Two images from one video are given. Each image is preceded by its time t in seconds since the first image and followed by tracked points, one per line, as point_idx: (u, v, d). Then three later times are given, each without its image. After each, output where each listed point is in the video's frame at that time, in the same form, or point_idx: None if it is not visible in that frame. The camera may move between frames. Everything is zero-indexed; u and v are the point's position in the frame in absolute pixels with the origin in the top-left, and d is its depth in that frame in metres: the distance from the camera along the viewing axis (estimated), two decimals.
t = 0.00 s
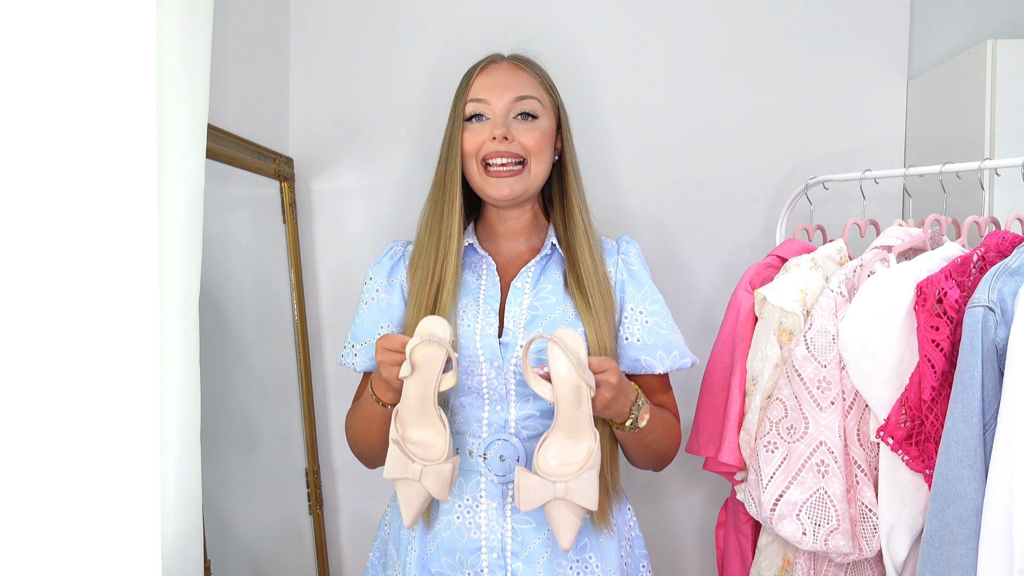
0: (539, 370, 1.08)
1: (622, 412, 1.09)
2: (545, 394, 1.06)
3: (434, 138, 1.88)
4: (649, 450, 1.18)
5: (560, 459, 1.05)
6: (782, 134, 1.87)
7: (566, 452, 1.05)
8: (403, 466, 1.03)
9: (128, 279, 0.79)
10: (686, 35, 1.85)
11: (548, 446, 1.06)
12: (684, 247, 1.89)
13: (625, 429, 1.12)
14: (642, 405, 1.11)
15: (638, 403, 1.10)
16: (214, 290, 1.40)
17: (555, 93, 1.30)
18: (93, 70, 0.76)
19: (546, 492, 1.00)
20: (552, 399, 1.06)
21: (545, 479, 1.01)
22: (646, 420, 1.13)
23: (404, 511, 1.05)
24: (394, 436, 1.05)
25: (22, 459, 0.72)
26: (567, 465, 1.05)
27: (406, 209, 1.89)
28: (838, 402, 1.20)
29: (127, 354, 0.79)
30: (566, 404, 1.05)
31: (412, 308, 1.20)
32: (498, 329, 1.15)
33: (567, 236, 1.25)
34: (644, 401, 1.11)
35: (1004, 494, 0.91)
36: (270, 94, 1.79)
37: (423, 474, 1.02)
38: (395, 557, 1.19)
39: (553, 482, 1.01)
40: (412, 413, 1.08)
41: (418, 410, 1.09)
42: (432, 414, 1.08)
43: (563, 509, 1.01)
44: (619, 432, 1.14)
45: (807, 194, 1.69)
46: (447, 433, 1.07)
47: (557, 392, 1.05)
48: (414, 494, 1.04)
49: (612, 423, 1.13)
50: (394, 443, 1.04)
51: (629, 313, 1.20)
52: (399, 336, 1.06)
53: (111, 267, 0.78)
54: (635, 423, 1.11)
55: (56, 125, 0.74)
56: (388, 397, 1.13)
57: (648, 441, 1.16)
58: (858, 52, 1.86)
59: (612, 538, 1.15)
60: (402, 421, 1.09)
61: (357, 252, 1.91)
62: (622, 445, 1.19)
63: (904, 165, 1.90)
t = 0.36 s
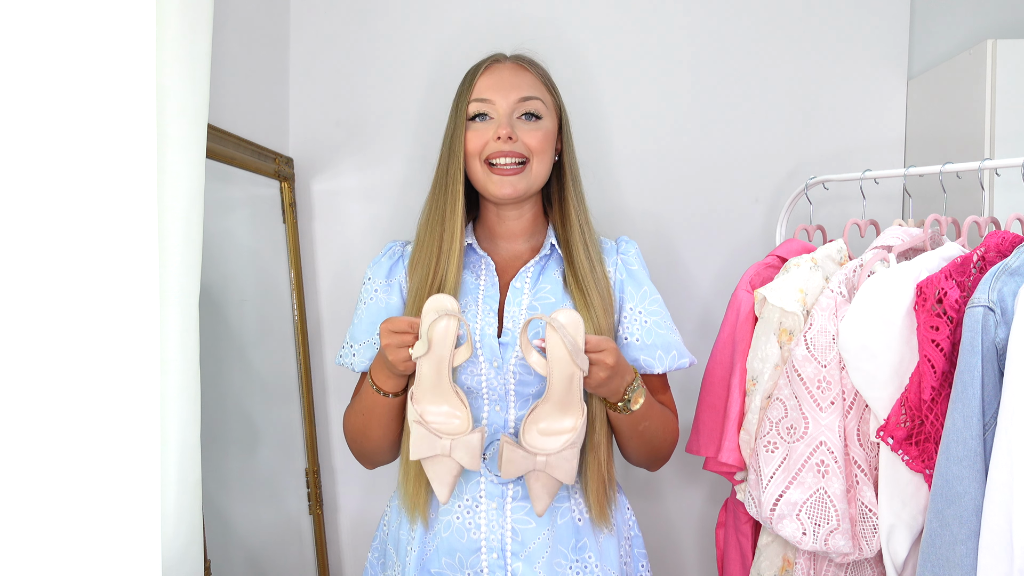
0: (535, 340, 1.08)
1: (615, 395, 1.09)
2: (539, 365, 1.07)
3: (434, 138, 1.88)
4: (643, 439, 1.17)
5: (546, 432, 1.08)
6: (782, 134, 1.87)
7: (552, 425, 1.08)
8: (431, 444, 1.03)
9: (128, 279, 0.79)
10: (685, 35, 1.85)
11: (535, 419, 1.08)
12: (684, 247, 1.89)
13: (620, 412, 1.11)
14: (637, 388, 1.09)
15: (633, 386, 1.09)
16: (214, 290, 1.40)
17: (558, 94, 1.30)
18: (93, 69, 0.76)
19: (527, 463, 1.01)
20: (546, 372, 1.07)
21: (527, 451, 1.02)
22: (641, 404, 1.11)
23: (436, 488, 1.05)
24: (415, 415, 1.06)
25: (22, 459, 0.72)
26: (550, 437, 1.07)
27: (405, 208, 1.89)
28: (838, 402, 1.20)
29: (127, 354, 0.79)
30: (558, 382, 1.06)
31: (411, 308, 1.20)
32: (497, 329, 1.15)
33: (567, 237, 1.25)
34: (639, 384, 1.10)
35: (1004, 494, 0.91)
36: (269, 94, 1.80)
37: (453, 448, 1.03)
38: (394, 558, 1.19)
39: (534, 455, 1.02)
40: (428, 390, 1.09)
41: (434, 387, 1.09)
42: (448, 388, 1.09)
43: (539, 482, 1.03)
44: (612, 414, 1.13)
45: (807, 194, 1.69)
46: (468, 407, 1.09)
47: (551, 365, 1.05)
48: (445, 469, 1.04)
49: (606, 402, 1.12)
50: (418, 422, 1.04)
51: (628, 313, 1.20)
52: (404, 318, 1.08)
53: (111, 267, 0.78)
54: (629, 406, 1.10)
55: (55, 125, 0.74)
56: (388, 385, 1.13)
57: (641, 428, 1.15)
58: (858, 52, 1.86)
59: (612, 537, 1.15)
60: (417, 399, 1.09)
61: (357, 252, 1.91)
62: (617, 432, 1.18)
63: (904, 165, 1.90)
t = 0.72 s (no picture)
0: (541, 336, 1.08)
1: (619, 388, 1.09)
2: (547, 362, 1.06)
3: (434, 138, 1.88)
4: (645, 436, 1.17)
5: (564, 427, 1.07)
6: (782, 134, 1.87)
7: (569, 419, 1.07)
8: (416, 442, 1.03)
9: (127, 279, 0.79)
10: (685, 35, 1.85)
11: (551, 415, 1.07)
12: (684, 247, 1.89)
13: (623, 406, 1.11)
14: (640, 382, 1.10)
15: (637, 380, 1.10)
16: (214, 290, 1.40)
17: (557, 97, 1.30)
18: (93, 70, 0.76)
19: (548, 458, 1.00)
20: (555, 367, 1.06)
21: (546, 445, 1.01)
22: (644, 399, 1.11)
23: (420, 487, 1.04)
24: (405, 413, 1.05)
25: (23, 459, 0.72)
26: (568, 432, 1.06)
27: (405, 208, 1.89)
28: (838, 402, 1.20)
29: (127, 355, 0.79)
30: (568, 374, 1.05)
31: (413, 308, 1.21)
32: (499, 329, 1.15)
33: (567, 237, 1.26)
34: (643, 378, 1.11)
35: (1005, 495, 0.91)
36: (270, 94, 1.80)
37: (437, 446, 1.02)
38: (396, 557, 1.19)
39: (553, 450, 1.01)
40: (419, 390, 1.08)
41: (425, 387, 1.08)
42: (439, 387, 1.08)
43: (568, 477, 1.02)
44: (616, 409, 1.13)
45: (807, 194, 1.69)
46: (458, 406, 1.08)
47: (559, 360, 1.05)
48: (430, 468, 1.03)
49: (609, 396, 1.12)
50: (406, 419, 1.04)
51: (629, 313, 1.20)
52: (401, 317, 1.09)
53: (111, 268, 0.78)
54: (632, 400, 1.10)
55: (55, 126, 0.74)
56: (390, 385, 1.13)
57: (643, 424, 1.15)
58: (858, 52, 1.86)
59: (613, 535, 1.15)
60: (409, 398, 1.08)
61: (357, 252, 1.91)
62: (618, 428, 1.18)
63: (904, 165, 1.90)
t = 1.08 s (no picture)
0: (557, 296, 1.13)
1: (630, 382, 1.08)
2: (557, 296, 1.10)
3: (434, 138, 1.88)
4: (652, 432, 1.18)
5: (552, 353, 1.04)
6: (781, 134, 1.87)
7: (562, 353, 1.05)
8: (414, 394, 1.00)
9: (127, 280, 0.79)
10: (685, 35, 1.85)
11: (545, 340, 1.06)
12: (685, 247, 1.89)
13: (634, 400, 1.11)
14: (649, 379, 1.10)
15: (646, 376, 1.09)
16: (214, 289, 1.40)
17: (560, 101, 1.30)
18: (93, 70, 0.76)
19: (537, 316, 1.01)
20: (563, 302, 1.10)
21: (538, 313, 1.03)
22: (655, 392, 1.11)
23: (424, 440, 1.01)
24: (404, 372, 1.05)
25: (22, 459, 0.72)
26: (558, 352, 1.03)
27: (405, 209, 1.89)
28: (838, 402, 1.20)
29: (127, 355, 0.79)
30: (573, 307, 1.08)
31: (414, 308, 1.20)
32: (500, 326, 1.15)
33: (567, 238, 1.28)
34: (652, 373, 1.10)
35: (1005, 495, 0.91)
36: (270, 94, 1.80)
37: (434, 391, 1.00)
38: (397, 557, 1.18)
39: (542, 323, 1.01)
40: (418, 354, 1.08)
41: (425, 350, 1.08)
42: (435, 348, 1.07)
43: (550, 330, 1.00)
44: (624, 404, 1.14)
45: (807, 194, 1.69)
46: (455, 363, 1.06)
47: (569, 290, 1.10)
48: (433, 418, 1.01)
49: (619, 390, 1.12)
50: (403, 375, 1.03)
51: (630, 311, 1.20)
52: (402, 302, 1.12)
53: (111, 268, 0.78)
54: (644, 393, 1.10)
55: (56, 126, 0.74)
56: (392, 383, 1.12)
57: (652, 420, 1.16)
58: (858, 53, 1.86)
59: (613, 534, 1.15)
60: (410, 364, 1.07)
61: (357, 252, 1.91)
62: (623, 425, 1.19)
63: (904, 165, 1.90)
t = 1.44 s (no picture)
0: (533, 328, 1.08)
1: (618, 400, 1.08)
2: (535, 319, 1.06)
3: (434, 138, 1.88)
4: (646, 442, 1.18)
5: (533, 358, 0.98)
6: (781, 134, 1.87)
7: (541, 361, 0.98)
8: (477, 490, 0.95)
9: (127, 280, 0.79)
10: (685, 35, 1.85)
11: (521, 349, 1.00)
12: (685, 247, 1.89)
13: (623, 416, 1.11)
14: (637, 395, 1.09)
15: (632, 392, 1.09)
16: (214, 290, 1.40)
17: (560, 104, 1.30)
18: (93, 71, 0.76)
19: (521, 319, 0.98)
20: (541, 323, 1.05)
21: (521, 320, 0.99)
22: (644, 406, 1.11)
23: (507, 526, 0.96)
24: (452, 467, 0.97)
25: (22, 458, 0.72)
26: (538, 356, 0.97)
27: (405, 208, 1.89)
28: (838, 402, 1.20)
29: (127, 355, 0.79)
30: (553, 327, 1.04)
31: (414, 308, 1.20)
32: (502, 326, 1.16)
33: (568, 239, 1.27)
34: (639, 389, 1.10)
35: (1004, 495, 0.91)
36: (270, 94, 1.80)
37: (498, 478, 0.95)
38: (397, 557, 1.18)
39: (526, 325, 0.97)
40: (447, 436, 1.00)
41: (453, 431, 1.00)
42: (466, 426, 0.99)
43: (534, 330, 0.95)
44: (615, 420, 1.13)
45: (807, 194, 1.69)
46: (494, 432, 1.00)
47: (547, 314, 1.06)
48: (507, 504, 0.96)
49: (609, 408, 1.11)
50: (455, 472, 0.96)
51: (630, 312, 1.20)
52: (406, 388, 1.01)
53: (111, 269, 0.78)
54: (632, 409, 1.10)
55: (56, 127, 0.74)
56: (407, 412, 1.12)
57: (644, 432, 1.16)
58: (858, 52, 1.86)
59: (614, 535, 1.15)
60: (446, 450, 0.99)
61: (357, 252, 1.91)
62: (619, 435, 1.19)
63: (904, 165, 1.90)
